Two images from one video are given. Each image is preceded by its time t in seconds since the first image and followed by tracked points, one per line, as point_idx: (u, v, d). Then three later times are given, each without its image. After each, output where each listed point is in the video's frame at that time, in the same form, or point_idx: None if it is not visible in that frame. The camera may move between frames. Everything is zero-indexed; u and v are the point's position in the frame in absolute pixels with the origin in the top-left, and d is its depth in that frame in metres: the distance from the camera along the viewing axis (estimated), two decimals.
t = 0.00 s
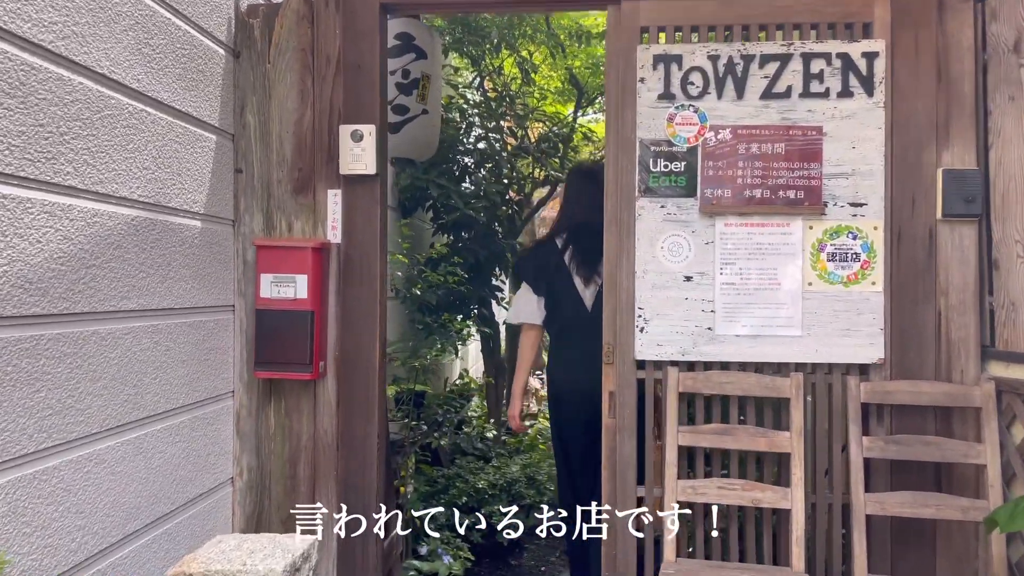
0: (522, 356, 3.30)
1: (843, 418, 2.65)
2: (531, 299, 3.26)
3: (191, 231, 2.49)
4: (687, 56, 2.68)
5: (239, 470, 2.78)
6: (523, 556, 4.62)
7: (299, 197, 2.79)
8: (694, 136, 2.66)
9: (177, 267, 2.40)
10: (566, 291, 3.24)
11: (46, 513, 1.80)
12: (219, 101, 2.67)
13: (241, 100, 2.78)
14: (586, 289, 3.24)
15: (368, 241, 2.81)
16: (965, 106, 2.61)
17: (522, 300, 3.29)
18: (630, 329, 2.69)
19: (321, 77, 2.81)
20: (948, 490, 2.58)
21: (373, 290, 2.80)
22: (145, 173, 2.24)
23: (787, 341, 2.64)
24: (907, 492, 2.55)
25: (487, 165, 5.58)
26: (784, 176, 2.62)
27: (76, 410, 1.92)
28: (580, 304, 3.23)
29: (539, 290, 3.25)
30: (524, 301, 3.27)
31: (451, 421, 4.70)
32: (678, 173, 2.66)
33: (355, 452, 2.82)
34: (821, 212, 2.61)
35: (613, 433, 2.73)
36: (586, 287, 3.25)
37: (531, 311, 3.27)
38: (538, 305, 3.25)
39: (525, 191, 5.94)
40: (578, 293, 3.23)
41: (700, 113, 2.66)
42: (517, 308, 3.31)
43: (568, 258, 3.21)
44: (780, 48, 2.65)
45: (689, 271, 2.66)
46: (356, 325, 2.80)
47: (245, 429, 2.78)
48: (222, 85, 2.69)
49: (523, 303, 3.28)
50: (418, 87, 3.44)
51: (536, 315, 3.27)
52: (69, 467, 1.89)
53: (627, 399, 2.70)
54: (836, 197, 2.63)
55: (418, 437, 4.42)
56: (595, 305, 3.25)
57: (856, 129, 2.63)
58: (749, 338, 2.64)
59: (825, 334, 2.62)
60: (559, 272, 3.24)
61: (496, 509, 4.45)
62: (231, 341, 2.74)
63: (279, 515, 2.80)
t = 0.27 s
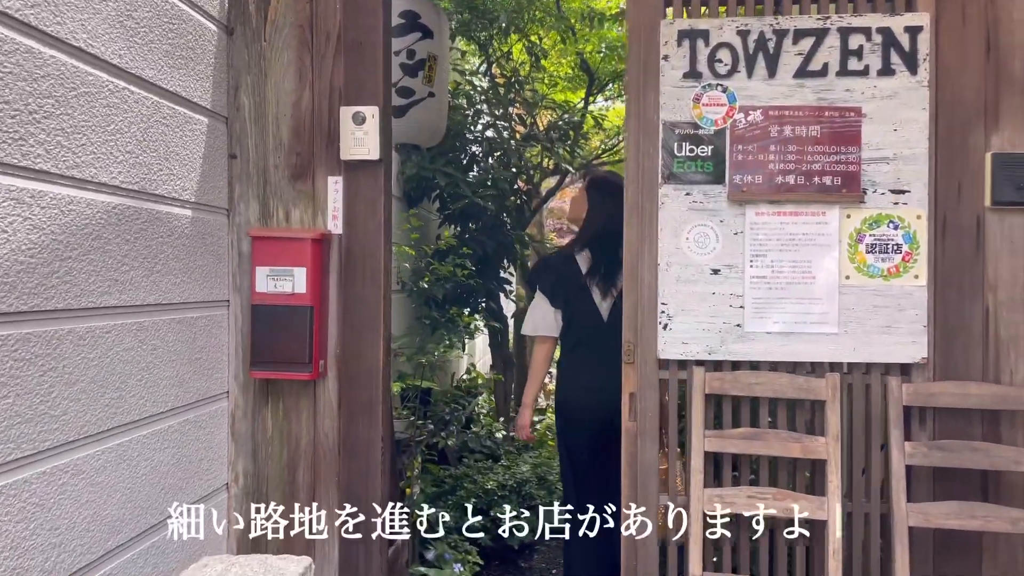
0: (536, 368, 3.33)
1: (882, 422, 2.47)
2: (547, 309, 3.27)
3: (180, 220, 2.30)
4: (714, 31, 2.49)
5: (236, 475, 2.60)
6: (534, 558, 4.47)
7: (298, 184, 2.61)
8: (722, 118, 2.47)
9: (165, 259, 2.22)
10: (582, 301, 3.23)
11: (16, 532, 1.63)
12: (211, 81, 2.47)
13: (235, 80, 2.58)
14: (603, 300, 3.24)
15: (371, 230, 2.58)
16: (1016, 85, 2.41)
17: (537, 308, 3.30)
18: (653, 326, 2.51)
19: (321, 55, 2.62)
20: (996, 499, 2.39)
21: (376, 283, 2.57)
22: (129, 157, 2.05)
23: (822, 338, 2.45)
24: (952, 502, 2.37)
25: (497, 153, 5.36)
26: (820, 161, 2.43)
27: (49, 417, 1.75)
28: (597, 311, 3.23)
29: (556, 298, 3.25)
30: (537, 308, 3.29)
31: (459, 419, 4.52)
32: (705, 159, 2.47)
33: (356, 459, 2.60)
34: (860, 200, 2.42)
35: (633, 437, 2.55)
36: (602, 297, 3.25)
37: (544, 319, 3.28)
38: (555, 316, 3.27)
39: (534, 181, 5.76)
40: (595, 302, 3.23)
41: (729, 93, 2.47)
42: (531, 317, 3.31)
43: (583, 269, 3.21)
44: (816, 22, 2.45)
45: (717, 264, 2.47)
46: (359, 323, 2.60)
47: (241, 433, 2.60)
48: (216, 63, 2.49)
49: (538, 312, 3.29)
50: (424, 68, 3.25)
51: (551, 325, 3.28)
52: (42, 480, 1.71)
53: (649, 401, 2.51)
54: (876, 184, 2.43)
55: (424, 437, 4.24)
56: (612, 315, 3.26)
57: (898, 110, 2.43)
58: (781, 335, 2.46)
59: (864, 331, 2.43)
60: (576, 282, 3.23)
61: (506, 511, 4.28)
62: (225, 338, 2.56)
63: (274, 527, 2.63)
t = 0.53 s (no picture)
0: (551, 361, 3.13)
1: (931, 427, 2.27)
2: (564, 297, 3.07)
3: (165, 208, 2.10)
4: None
5: (229, 482, 2.42)
6: (545, 560, 4.29)
7: (295, 167, 2.40)
8: (757, 95, 2.25)
9: (147, 251, 2.02)
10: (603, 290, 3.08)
11: None
12: (199, 56, 2.28)
13: (226, 55, 2.38)
14: (623, 290, 3.10)
15: (372, 216, 2.38)
16: None
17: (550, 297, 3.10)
18: (681, 324, 2.30)
19: (319, 26, 2.40)
20: None
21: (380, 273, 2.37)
22: (105, 137, 1.85)
23: (867, 336, 2.24)
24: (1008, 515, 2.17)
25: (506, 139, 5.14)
26: (865, 142, 2.22)
27: (13, 428, 1.53)
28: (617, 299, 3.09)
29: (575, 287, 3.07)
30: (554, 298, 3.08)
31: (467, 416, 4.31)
32: (739, 140, 2.26)
33: (359, 464, 2.40)
34: (910, 185, 2.20)
35: (659, 444, 2.34)
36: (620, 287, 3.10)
37: (563, 309, 3.08)
38: (573, 304, 3.08)
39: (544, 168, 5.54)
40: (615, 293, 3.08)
41: (765, 68, 2.25)
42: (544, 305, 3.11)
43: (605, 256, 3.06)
44: None
45: (751, 255, 2.26)
46: (360, 318, 2.38)
47: (234, 436, 2.41)
48: (203, 36, 2.29)
49: (554, 302, 3.08)
50: (432, 43, 3.08)
51: (570, 314, 3.09)
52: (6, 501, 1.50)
53: (677, 405, 2.31)
54: (927, 167, 2.22)
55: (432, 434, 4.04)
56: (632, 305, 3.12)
57: (953, 86, 2.21)
58: (822, 333, 2.25)
59: (912, 328, 2.23)
60: (595, 273, 3.07)
61: (517, 512, 4.09)
62: (214, 336, 2.36)
63: (270, 530, 2.42)
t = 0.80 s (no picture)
0: (572, 337, 2.92)
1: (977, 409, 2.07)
2: (589, 271, 2.87)
3: (133, 166, 1.90)
4: None
5: (211, 471, 2.22)
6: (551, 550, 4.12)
7: (279, 126, 2.20)
8: (788, 44, 2.04)
9: (112, 213, 1.82)
10: (622, 266, 2.92)
11: None
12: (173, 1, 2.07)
13: (204, 3, 2.18)
14: (637, 266, 2.96)
15: (364, 177, 2.17)
16: None
17: (572, 271, 2.88)
18: (702, 296, 2.09)
19: None
20: None
21: (373, 240, 2.17)
22: (60, 82, 1.64)
23: (908, 309, 2.04)
24: None
25: (510, 113, 4.94)
26: (908, 95, 2.01)
27: None
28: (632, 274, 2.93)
29: (596, 261, 2.88)
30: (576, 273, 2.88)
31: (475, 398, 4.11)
32: (768, 93, 2.05)
33: (351, 451, 2.20)
34: (957, 142, 2.00)
35: (677, 427, 2.14)
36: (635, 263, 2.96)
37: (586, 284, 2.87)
38: (595, 280, 2.88)
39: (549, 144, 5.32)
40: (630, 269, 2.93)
41: (797, 13, 2.04)
42: (566, 280, 2.90)
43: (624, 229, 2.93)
44: None
45: (781, 220, 2.06)
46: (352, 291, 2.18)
47: (215, 420, 2.22)
48: None
49: (576, 276, 2.87)
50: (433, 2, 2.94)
51: (593, 290, 2.88)
52: None
53: (698, 384, 2.11)
54: (976, 122, 2.01)
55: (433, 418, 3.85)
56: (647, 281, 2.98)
57: (1004, 33, 2.00)
58: (858, 306, 2.05)
59: (958, 300, 2.03)
60: (612, 249, 2.91)
61: (521, 500, 3.91)
62: (191, 309, 2.16)
63: (269, 532, 2.23)
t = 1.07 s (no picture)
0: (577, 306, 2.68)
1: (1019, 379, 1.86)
2: (593, 237, 2.64)
3: (69, 103, 1.67)
4: None
5: (168, 449, 2.01)
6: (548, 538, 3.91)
7: (240, 65, 1.97)
8: None
9: (43, 154, 1.59)
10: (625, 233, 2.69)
11: None
12: None
13: None
14: (644, 234, 2.71)
15: (336, 121, 1.94)
16: None
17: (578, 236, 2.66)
18: (714, 252, 1.87)
19: None
20: None
21: (347, 191, 1.94)
22: None
23: (943, 266, 1.82)
24: None
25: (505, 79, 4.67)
26: (947, 25, 1.78)
27: None
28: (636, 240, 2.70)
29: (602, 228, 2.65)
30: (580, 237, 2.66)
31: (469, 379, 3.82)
32: (789, 23, 1.82)
33: (320, 426, 1.98)
34: (1002, 77, 1.77)
35: (685, 400, 1.92)
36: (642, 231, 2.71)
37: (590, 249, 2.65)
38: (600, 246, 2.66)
39: (547, 114, 5.08)
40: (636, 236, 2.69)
41: None
42: (570, 246, 2.68)
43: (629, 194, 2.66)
44: None
45: (801, 167, 1.84)
46: (322, 249, 1.96)
47: (173, 391, 2.01)
48: None
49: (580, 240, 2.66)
50: None
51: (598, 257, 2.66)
52: None
53: (708, 352, 1.89)
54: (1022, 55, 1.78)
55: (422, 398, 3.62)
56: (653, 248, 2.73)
57: None
58: (887, 263, 1.83)
59: (1000, 255, 1.81)
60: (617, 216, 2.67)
61: (516, 484, 3.64)
62: (143, 268, 1.94)
63: (269, 532, 2.01)
